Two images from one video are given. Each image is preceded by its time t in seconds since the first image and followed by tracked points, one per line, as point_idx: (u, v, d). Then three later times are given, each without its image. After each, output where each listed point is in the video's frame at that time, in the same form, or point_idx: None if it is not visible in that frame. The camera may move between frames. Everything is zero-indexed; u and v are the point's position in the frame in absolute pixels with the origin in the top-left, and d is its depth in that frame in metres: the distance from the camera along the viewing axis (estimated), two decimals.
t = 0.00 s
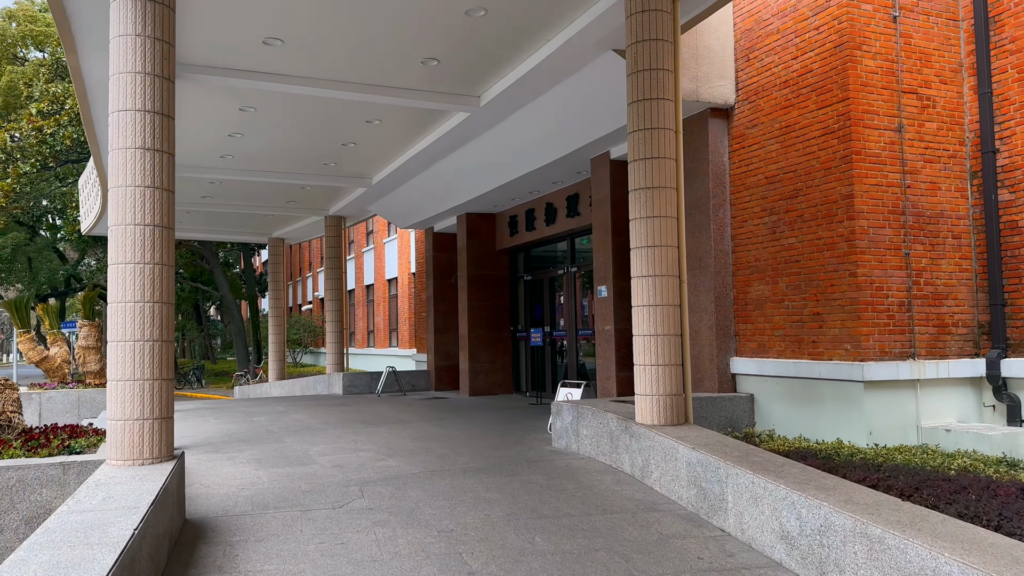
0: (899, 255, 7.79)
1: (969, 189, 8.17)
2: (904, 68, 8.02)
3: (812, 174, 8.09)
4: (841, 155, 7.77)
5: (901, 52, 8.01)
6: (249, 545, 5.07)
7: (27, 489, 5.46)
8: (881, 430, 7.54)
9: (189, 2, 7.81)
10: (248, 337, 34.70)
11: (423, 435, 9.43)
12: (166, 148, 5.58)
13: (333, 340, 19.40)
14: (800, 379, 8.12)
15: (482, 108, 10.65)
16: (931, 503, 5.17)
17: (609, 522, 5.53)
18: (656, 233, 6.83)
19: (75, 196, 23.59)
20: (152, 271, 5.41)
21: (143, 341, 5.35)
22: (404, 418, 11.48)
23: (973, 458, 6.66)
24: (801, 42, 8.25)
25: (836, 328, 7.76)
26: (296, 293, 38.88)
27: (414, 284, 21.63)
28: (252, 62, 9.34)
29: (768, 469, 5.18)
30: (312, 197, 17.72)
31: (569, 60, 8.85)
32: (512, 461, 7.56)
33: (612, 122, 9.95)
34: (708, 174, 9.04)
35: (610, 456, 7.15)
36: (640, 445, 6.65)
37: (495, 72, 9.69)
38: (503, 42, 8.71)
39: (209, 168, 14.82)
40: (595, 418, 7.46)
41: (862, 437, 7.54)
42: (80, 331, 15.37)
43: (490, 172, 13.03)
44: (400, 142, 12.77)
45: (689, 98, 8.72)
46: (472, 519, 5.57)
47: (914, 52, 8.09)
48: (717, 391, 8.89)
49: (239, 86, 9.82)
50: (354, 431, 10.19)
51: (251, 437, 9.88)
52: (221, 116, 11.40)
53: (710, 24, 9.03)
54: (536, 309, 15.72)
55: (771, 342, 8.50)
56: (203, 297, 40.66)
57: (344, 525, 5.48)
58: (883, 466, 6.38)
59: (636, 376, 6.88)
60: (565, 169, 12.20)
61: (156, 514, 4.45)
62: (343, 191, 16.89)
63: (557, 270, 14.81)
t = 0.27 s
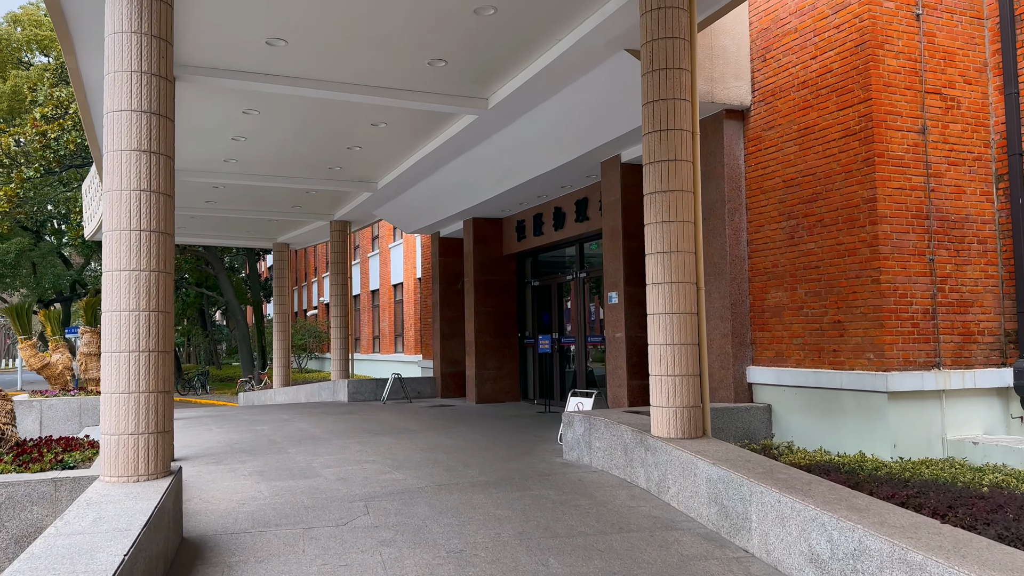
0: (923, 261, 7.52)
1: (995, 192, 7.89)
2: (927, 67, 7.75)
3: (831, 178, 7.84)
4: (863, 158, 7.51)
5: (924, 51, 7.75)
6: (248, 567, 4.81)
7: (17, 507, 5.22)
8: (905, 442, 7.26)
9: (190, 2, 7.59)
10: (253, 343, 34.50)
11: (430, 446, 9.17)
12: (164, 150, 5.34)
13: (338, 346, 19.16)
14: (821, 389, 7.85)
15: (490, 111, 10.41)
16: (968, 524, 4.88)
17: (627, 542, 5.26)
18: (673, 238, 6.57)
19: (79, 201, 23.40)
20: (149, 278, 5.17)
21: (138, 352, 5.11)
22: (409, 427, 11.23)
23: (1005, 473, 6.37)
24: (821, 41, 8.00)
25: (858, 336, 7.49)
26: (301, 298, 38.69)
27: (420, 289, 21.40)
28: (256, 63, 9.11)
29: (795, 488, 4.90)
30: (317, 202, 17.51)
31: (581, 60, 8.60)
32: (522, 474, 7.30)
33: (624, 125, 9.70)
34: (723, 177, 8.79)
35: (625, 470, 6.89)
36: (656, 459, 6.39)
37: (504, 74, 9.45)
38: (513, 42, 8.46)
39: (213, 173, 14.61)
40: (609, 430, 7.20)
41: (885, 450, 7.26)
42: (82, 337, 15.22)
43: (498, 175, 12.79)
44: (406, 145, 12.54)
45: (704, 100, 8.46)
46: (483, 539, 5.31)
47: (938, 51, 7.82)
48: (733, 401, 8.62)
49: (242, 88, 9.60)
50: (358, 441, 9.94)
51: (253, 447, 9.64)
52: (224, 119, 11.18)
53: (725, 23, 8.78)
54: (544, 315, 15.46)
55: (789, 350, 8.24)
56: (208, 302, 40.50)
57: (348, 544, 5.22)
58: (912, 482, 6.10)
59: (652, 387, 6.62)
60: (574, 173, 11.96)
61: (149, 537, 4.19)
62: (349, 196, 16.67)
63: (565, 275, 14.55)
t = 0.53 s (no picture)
0: (947, 260, 7.23)
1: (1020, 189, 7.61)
2: (950, 60, 7.47)
3: (850, 175, 7.56)
4: (884, 153, 7.23)
5: (947, 43, 7.47)
6: None
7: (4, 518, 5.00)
8: (929, 449, 6.97)
9: None
10: (257, 346, 34.30)
11: (435, 452, 8.92)
12: (157, 144, 5.09)
13: (342, 349, 18.92)
14: (840, 394, 7.58)
15: (496, 108, 10.15)
16: (1005, 539, 4.60)
17: (643, 556, 5.00)
18: (688, 237, 6.31)
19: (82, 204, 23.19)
20: (139, 278, 4.91)
21: (127, 355, 4.86)
22: (414, 432, 10.99)
23: None
24: (839, 33, 7.73)
25: (879, 339, 7.21)
26: (306, 301, 38.48)
27: (425, 292, 21.15)
28: (256, 59, 8.86)
29: (822, 500, 4.63)
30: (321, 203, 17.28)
31: (591, 55, 8.34)
32: (531, 481, 7.04)
33: (634, 121, 9.44)
34: (737, 175, 8.52)
35: (638, 478, 6.62)
36: (672, 468, 6.13)
37: (511, 69, 9.19)
38: (520, 35, 8.20)
39: (215, 173, 14.40)
40: (621, 436, 6.93)
41: (909, 457, 6.97)
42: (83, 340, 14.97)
43: (504, 175, 12.53)
44: (410, 144, 12.30)
45: (718, 94, 8.20)
46: (491, 552, 5.05)
47: (961, 43, 7.54)
48: (747, 405, 8.34)
49: (242, 85, 9.35)
50: (362, 446, 9.69)
51: (255, 453, 9.40)
52: (225, 118, 10.94)
53: (739, 16, 8.51)
54: (551, 318, 15.19)
55: (807, 354, 7.96)
56: (212, 305, 40.31)
57: (350, 558, 4.96)
58: (940, 492, 5.82)
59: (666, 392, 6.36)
60: (582, 172, 11.69)
61: (137, 553, 3.93)
62: (352, 197, 16.42)
63: (572, 277, 14.29)
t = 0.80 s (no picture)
0: (970, 265, 6.95)
1: None
2: (972, 57, 7.21)
3: (868, 176, 7.30)
4: (904, 154, 6.96)
5: (969, 39, 7.21)
6: None
7: None
8: (952, 462, 6.68)
9: None
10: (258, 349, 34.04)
11: (437, 462, 8.64)
12: (145, 144, 4.84)
13: (343, 354, 18.67)
14: (858, 403, 7.32)
15: (500, 109, 9.89)
16: None
17: None
18: (701, 240, 6.05)
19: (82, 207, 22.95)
20: (125, 285, 4.67)
21: (113, 367, 4.61)
22: (417, 440, 10.72)
23: None
24: (856, 30, 7.47)
25: (899, 347, 6.94)
26: (307, 304, 38.23)
27: (427, 296, 20.89)
28: (254, 58, 8.61)
29: (848, 520, 4.36)
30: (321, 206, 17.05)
31: (598, 53, 8.08)
32: (537, 495, 6.77)
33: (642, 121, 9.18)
34: (749, 177, 8.27)
35: (649, 492, 6.35)
36: (686, 482, 5.86)
37: (515, 68, 8.93)
38: (526, 32, 7.94)
39: (214, 175, 14.17)
40: (631, 448, 6.67)
41: (931, 470, 6.69)
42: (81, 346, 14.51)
43: (508, 177, 12.28)
44: (412, 145, 12.05)
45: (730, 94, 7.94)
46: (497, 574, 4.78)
47: (983, 40, 7.28)
48: (760, 415, 8.07)
49: (240, 84, 9.10)
50: (363, 456, 9.42)
51: (252, 463, 9.13)
52: (223, 119, 10.71)
53: (751, 13, 8.26)
54: (555, 322, 14.92)
55: (823, 361, 7.70)
56: (213, 308, 40.07)
57: None
58: (967, 509, 5.54)
59: (680, 403, 6.10)
60: (588, 174, 11.43)
61: None
62: (354, 199, 16.17)
63: (577, 281, 14.03)
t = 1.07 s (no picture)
0: (994, 259, 6.70)
1: None
2: (995, 45, 6.95)
3: (887, 168, 7.04)
4: (925, 145, 6.70)
5: (992, 26, 6.95)
6: None
7: None
8: (977, 465, 6.42)
9: None
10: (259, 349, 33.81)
11: (441, 464, 8.39)
12: (133, 132, 4.60)
13: (344, 353, 18.43)
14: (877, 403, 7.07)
15: (505, 101, 9.64)
16: None
17: None
18: (717, 234, 5.80)
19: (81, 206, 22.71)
20: (113, 279, 4.43)
21: (100, 366, 4.36)
22: (419, 441, 10.47)
23: None
24: (874, 17, 7.21)
25: (920, 345, 6.68)
26: (308, 303, 38.01)
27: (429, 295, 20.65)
28: (252, 49, 8.37)
29: (878, 528, 4.12)
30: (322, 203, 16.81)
31: (607, 42, 7.83)
32: (545, 499, 6.52)
33: (651, 114, 8.93)
34: (763, 170, 8.02)
35: (662, 496, 6.11)
36: (701, 487, 5.62)
37: (521, 59, 8.68)
38: (532, 20, 7.69)
39: (213, 171, 13.93)
40: (642, 451, 6.42)
41: (955, 473, 6.42)
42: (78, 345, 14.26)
43: (513, 172, 12.03)
44: (414, 140, 11.80)
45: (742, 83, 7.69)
46: None
47: (1006, 27, 7.02)
48: (774, 415, 7.82)
49: (237, 76, 8.86)
50: (364, 457, 9.18)
51: (251, 465, 8.88)
52: (221, 112, 10.47)
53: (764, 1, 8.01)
54: (560, 321, 14.67)
55: (839, 360, 7.45)
56: (214, 307, 39.86)
57: None
58: (997, 515, 5.28)
59: (695, 403, 5.85)
60: (594, 169, 11.19)
61: None
62: (355, 196, 15.93)
63: (582, 278, 13.78)
